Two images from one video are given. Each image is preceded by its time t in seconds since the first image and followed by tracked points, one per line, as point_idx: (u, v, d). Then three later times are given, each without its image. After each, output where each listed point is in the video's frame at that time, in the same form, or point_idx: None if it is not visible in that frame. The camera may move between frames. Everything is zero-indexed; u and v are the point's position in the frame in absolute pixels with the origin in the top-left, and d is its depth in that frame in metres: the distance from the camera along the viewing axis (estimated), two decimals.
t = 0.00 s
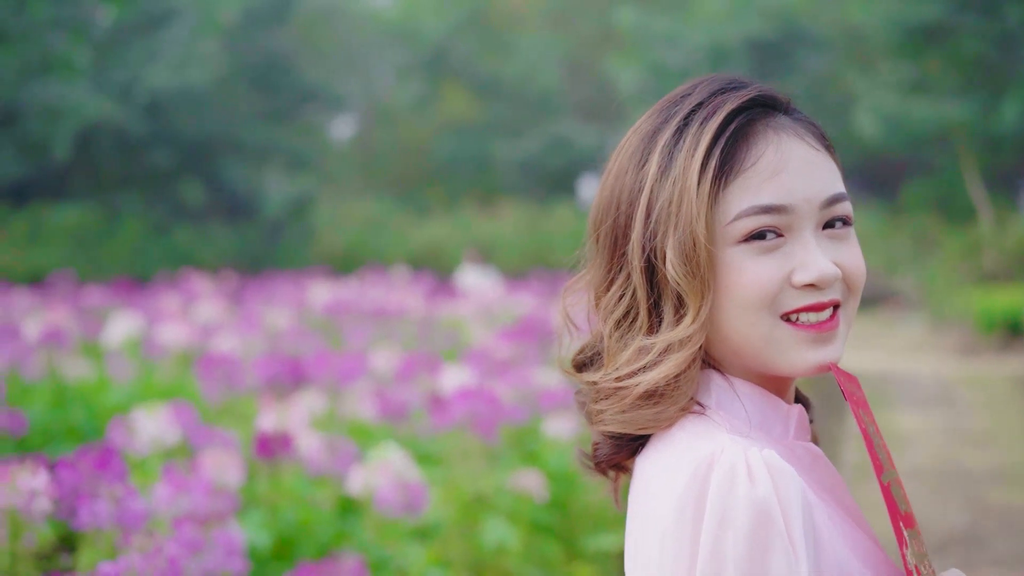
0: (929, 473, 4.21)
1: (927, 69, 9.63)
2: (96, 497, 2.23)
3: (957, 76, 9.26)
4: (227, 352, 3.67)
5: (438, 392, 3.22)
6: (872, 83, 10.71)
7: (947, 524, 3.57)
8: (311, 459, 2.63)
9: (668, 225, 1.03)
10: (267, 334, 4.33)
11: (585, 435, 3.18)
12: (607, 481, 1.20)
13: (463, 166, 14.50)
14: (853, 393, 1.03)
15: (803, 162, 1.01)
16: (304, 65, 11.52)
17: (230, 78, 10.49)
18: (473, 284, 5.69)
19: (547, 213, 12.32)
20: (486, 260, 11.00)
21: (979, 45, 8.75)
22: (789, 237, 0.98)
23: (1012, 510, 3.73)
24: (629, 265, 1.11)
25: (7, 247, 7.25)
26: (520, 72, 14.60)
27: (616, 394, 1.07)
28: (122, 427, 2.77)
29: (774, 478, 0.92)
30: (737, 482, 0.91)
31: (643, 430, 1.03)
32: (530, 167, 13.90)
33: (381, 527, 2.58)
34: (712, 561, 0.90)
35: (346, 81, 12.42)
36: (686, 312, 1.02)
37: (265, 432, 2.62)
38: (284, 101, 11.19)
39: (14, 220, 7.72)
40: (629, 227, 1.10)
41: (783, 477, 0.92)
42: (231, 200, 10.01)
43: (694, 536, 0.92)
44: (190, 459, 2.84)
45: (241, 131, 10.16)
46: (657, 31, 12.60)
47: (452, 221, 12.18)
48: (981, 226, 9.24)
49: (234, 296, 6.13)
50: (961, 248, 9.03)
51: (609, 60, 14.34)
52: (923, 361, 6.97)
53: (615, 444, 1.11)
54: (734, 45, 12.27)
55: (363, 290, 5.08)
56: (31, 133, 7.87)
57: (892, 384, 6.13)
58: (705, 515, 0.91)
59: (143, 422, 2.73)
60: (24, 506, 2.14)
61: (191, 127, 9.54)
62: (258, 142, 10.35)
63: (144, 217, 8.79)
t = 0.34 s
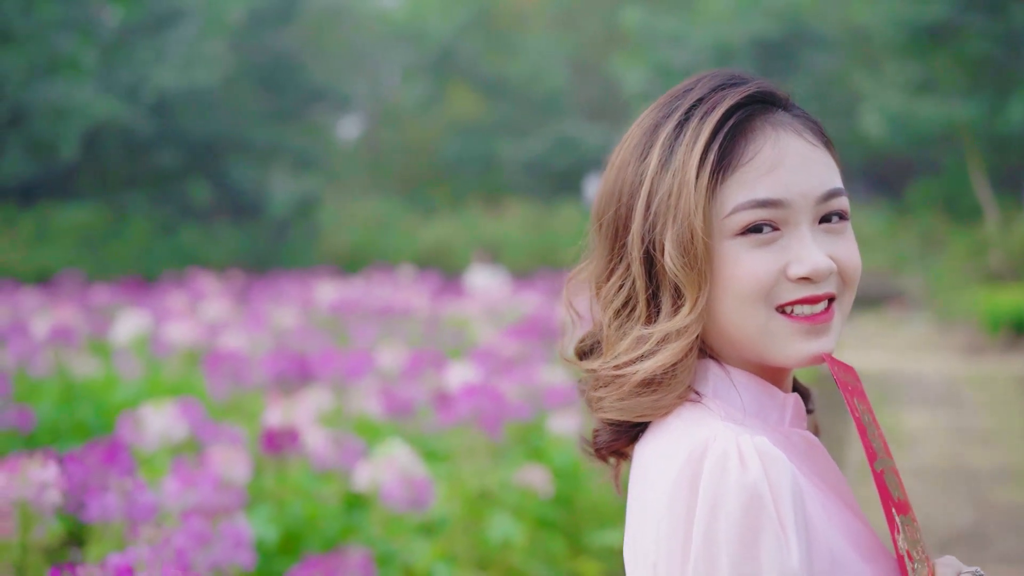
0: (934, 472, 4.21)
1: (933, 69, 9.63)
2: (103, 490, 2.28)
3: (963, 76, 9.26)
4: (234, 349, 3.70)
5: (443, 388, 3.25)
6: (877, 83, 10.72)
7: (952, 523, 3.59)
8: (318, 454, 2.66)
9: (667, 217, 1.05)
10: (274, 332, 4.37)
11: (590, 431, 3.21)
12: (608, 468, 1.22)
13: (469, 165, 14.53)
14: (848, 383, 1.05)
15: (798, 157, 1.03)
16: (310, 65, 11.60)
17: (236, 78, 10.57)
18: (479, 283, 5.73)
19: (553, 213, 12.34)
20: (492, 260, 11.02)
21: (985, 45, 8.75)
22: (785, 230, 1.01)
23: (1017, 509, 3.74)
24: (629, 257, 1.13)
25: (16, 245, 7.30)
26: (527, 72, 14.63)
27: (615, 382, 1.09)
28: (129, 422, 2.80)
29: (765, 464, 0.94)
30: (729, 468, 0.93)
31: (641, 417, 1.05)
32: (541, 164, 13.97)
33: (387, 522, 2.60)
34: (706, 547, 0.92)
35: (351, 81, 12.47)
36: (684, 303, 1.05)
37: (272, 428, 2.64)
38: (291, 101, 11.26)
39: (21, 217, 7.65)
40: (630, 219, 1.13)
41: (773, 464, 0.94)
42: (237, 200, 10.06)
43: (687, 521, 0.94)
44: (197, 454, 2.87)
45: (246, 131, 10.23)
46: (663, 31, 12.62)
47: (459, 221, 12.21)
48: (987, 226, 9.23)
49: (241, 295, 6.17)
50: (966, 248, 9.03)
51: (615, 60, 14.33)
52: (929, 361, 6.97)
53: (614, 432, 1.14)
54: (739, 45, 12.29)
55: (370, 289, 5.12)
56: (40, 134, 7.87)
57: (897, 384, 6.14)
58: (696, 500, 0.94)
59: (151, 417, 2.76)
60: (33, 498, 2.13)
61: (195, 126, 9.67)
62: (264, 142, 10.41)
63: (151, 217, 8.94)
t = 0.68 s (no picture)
0: (937, 471, 4.22)
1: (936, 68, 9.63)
2: (110, 484, 2.32)
3: (966, 76, 9.26)
4: (239, 346, 3.74)
5: (446, 385, 3.28)
6: (880, 83, 10.73)
7: (955, 520, 3.60)
8: (322, 450, 2.69)
9: (664, 207, 1.08)
10: (279, 331, 4.40)
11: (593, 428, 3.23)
12: (605, 454, 1.24)
13: (473, 164, 14.59)
14: (842, 371, 1.07)
15: (793, 150, 1.05)
16: (313, 65, 11.66)
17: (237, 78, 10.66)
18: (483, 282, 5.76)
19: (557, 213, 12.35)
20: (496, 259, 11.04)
21: (988, 44, 8.75)
22: (779, 221, 1.03)
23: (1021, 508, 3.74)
24: (627, 246, 1.15)
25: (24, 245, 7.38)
26: (531, 72, 14.65)
27: (612, 370, 1.11)
28: (135, 418, 2.83)
29: (758, 449, 0.96)
30: (721, 453, 0.96)
31: (638, 405, 1.08)
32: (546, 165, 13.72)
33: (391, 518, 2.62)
34: (700, 531, 0.94)
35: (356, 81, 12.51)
36: (680, 292, 1.07)
37: (277, 423, 2.67)
38: (295, 101, 11.32)
39: (25, 219, 7.80)
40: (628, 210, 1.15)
41: (765, 448, 0.96)
42: (243, 200, 10.13)
43: (682, 505, 0.96)
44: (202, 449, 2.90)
45: (250, 131, 10.27)
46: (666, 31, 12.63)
47: (463, 221, 12.23)
48: (990, 225, 9.23)
49: (246, 294, 6.22)
50: (970, 247, 9.02)
51: (619, 60, 14.36)
52: (933, 361, 6.98)
53: (612, 418, 1.16)
54: (742, 45, 12.30)
55: (374, 288, 5.15)
56: (45, 134, 7.97)
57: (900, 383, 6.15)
58: (689, 485, 0.96)
59: (157, 414, 2.80)
60: (40, 491, 2.16)
61: (200, 125, 9.73)
62: (267, 142, 10.46)
63: (156, 218, 9.03)
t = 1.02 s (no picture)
0: (939, 470, 4.24)
1: (939, 67, 9.63)
2: (117, 478, 2.35)
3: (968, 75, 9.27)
4: (243, 344, 3.77)
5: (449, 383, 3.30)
6: (883, 83, 10.74)
7: (957, 518, 3.60)
8: (326, 446, 2.71)
9: (663, 198, 1.10)
10: (282, 329, 4.43)
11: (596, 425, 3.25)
12: (605, 441, 1.27)
13: (476, 163, 14.63)
14: (837, 360, 1.09)
15: (790, 143, 1.07)
16: (315, 66, 11.72)
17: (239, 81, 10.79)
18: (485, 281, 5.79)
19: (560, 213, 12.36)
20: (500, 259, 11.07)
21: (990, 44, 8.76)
22: (776, 213, 1.05)
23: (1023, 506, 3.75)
24: (627, 236, 1.17)
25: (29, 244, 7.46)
26: (534, 72, 14.67)
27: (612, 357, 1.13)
28: (141, 413, 2.86)
29: (752, 436, 0.98)
30: (715, 438, 0.97)
31: (636, 392, 1.10)
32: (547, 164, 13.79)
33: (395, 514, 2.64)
34: (695, 516, 0.96)
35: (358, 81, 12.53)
36: (678, 281, 1.09)
37: (281, 419, 2.70)
38: (298, 101, 11.36)
39: (30, 217, 8.00)
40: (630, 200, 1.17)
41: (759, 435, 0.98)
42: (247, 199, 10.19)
43: (678, 490, 0.98)
44: (206, 445, 2.93)
45: (253, 131, 10.30)
46: (668, 31, 12.65)
47: (466, 220, 12.23)
48: (993, 225, 9.23)
49: (250, 294, 6.25)
50: (971, 246, 9.04)
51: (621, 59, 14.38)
52: (935, 360, 6.99)
53: (612, 405, 1.18)
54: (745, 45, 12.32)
55: (377, 287, 5.19)
56: (47, 133, 8.02)
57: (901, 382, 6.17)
58: (685, 471, 0.98)
59: (162, 411, 2.82)
60: (47, 484, 2.20)
61: (204, 124, 9.76)
62: (270, 142, 10.49)
63: (159, 217, 9.06)
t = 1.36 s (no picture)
0: (941, 468, 4.25)
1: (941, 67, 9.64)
2: (123, 472, 2.37)
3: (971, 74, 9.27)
4: (247, 341, 3.79)
5: (453, 380, 3.31)
6: (886, 83, 10.74)
7: (958, 516, 3.63)
8: (330, 442, 2.73)
9: (664, 187, 1.12)
10: (285, 327, 4.45)
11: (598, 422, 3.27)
12: (604, 427, 1.29)
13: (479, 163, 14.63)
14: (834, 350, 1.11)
15: (790, 135, 1.09)
16: (319, 66, 11.74)
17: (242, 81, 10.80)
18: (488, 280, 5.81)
19: (563, 212, 12.39)
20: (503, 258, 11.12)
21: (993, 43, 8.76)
22: (775, 205, 1.07)
23: None
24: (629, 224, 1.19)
25: (33, 244, 7.49)
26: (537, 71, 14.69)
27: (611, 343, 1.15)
28: (147, 409, 2.88)
29: (744, 423, 0.99)
30: (707, 424, 0.99)
31: (635, 378, 1.12)
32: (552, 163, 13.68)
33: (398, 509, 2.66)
34: (686, 502, 0.98)
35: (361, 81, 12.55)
36: (678, 270, 1.11)
37: (287, 415, 2.72)
38: (301, 101, 11.39)
39: (34, 216, 8.06)
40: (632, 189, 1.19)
41: (750, 422, 1.00)
42: (250, 199, 10.23)
43: (671, 476, 1.00)
44: (211, 441, 2.95)
45: (256, 130, 10.32)
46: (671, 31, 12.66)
47: (469, 220, 12.27)
48: (996, 224, 9.24)
49: (254, 292, 6.28)
50: (974, 246, 9.05)
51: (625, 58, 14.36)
52: (937, 359, 7.01)
53: (612, 391, 1.21)
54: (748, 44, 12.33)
55: (381, 286, 5.20)
56: (51, 133, 8.06)
57: (903, 381, 6.18)
58: (678, 456, 1.00)
59: (167, 407, 2.84)
60: (54, 478, 2.22)
61: (208, 124, 9.80)
62: (274, 142, 10.51)
63: (162, 218, 9.10)
